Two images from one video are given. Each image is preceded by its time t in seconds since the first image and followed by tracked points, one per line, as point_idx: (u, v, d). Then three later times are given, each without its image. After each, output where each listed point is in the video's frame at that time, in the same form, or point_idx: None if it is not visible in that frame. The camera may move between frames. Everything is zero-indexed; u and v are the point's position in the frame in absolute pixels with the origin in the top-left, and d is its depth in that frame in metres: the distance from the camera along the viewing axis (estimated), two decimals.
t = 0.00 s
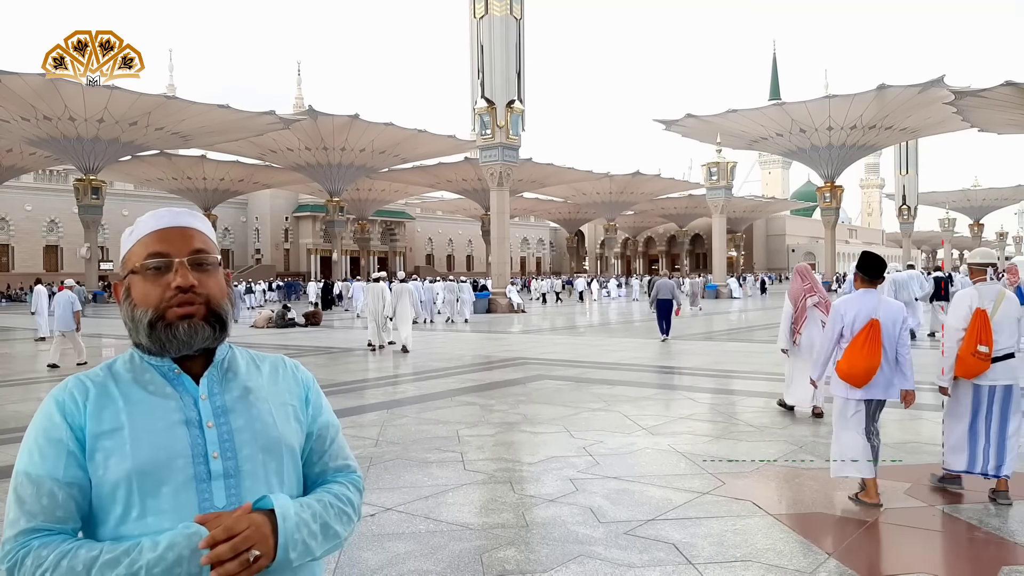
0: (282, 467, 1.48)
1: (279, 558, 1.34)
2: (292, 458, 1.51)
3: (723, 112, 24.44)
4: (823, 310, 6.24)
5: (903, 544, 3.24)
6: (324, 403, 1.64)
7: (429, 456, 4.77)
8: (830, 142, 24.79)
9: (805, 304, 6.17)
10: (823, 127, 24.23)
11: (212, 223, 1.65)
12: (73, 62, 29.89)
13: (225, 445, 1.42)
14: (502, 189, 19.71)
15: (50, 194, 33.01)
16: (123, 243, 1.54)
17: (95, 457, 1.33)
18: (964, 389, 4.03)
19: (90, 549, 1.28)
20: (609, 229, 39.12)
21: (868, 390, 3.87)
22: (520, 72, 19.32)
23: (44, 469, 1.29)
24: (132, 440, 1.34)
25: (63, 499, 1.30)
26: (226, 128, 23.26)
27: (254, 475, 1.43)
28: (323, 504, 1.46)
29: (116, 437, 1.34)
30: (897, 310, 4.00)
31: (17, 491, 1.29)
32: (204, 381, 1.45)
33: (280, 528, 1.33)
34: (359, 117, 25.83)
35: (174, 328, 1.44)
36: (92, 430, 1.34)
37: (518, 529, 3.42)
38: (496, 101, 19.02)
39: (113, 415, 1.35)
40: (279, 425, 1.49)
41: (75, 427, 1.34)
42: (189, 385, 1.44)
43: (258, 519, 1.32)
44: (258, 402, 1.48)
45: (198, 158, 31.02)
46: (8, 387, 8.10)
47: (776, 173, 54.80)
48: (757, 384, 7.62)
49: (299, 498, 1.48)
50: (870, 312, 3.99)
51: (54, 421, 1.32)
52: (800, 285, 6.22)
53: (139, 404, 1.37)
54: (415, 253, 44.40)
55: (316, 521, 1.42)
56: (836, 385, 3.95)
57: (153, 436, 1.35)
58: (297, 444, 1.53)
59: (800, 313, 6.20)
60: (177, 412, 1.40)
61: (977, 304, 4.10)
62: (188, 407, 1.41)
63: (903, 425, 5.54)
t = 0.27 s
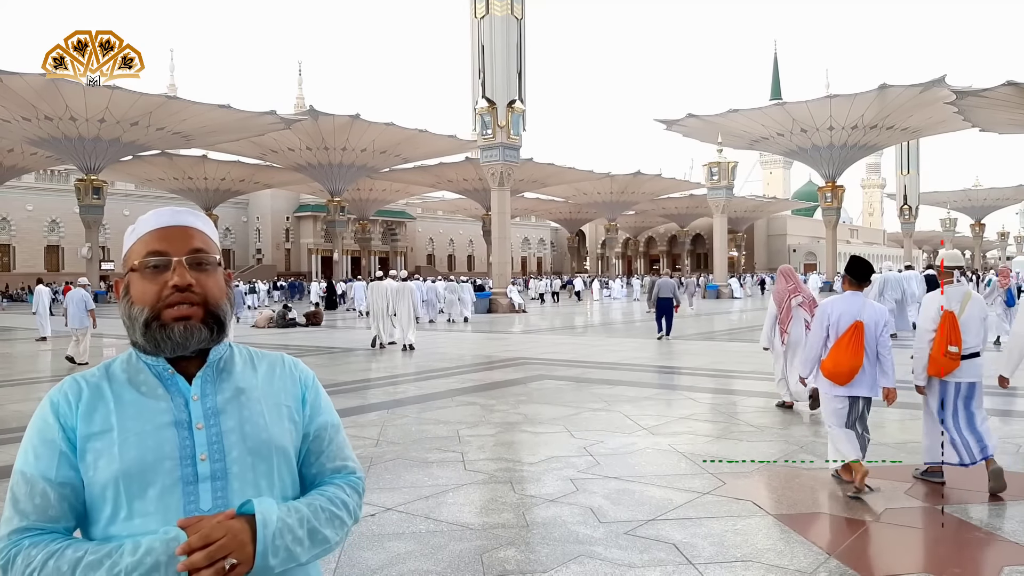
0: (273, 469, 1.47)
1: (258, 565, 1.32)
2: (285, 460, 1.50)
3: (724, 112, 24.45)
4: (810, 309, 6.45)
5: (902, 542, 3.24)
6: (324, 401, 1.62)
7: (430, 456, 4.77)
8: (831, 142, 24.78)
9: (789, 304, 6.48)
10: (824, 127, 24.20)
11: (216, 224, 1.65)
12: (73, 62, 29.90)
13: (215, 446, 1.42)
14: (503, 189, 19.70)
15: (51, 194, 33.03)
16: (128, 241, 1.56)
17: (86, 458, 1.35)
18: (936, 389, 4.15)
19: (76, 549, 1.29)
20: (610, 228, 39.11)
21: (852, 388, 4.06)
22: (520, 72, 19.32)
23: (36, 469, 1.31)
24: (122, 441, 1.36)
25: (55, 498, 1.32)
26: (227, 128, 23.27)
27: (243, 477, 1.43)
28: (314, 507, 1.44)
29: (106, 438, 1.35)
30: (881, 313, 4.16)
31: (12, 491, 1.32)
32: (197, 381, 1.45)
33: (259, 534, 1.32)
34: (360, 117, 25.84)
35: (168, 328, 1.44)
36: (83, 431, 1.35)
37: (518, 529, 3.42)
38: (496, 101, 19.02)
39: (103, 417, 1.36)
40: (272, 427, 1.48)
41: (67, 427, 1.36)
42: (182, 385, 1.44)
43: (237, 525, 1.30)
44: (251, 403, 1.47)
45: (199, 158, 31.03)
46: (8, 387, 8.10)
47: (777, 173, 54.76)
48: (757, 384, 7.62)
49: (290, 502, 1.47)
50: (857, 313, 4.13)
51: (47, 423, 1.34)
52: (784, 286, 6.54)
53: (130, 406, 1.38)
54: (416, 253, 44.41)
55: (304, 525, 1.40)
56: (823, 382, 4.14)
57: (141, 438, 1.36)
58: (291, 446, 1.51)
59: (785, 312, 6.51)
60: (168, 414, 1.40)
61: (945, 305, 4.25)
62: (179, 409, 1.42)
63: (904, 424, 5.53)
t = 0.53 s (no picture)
0: (279, 470, 1.47)
1: (262, 566, 1.33)
2: (293, 461, 1.50)
3: (724, 112, 24.45)
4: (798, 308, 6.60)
5: (905, 543, 3.24)
6: (332, 401, 1.62)
7: (431, 456, 4.78)
8: (831, 142, 24.79)
9: (779, 301, 6.57)
10: (824, 127, 24.19)
11: (218, 222, 1.66)
12: (73, 62, 29.92)
13: (221, 445, 1.42)
14: (504, 189, 19.70)
15: (52, 194, 33.05)
16: (133, 239, 1.57)
17: (95, 455, 1.36)
18: (913, 379, 4.42)
19: (83, 547, 1.30)
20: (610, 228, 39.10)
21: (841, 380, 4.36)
22: (521, 72, 19.32)
23: (46, 466, 1.33)
24: (129, 438, 1.37)
25: (63, 495, 1.33)
26: (227, 128, 23.28)
27: (249, 478, 1.44)
28: (320, 505, 1.45)
29: (114, 436, 1.36)
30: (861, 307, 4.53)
31: (21, 488, 1.32)
32: (205, 380, 1.45)
33: (264, 536, 1.33)
34: (361, 117, 25.84)
35: (173, 327, 1.45)
36: (91, 429, 1.36)
37: (520, 529, 3.42)
38: (497, 101, 19.03)
39: (112, 415, 1.37)
40: (279, 427, 1.48)
41: (76, 425, 1.37)
42: (190, 384, 1.44)
43: (242, 525, 1.31)
44: (257, 403, 1.47)
45: (199, 158, 31.04)
46: (10, 387, 8.10)
47: (777, 173, 54.74)
48: (758, 384, 7.62)
49: (297, 502, 1.47)
50: (843, 309, 4.46)
51: (57, 420, 1.35)
52: (775, 285, 6.63)
53: (138, 404, 1.39)
54: (417, 253, 44.42)
55: (308, 526, 1.40)
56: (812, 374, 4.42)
57: (149, 435, 1.37)
58: (298, 446, 1.52)
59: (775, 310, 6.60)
60: (176, 412, 1.41)
61: (921, 300, 4.52)
62: (187, 408, 1.42)
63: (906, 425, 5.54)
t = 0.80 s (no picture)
0: (284, 470, 1.48)
1: (269, 565, 1.33)
2: (298, 461, 1.51)
3: (725, 112, 24.44)
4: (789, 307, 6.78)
5: (905, 542, 3.24)
6: (335, 402, 1.63)
7: (432, 455, 4.78)
8: (832, 141, 24.78)
9: (770, 301, 6.78)
10: (825, 126, 24.16)
11: (224, 223, 1.65)
12: (73, 62, 29.93)
13: (227, 445, 1.43)
14: (504, 189, 19.70)
15: (53, 194, 33.07)
16: (137, 242, 1.57)
17: (103, 454, 1.37)
18: (893, 378, 4.61)
19: (92, 544, 1.31)
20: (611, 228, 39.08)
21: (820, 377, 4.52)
22: (521, 72, 19.31)
23: (53, 464, 1.33)
24: (137, 437, 1.37)
25: (71, 493, 1.34)
26: (228, 128, 23.30)
27: (255, 477, 1.44)
28: (324, 506, 1.45)
29: (122, 435, 1.37)
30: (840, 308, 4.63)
31: (29, 485, 1.33)
32: (212, 381, 1.46)
33: (274, 536, 1.33)
34: (361, 117, 25.85)
35: (177, 330, 1.44)
36: (99, 428, 1.37)
37: (520, 529, 3.43)
38: (498, 101, 19.03)
39: (120, 413, 1.37)
40: (284, 427, 1.49)
41: (84, 423, 1.37)
42: (197, 384, 1.45)
43: (250, 524, 1.31)
44: (263, 404, 1.48)
45: (200, 158, 31.05)
46: (11, 388, 8.11)
47: (778, 173, 54.71)
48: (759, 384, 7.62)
49: (301, 501, 1.48)
50: (822, 311, 4.56)
51: (65, 419, 1.35)
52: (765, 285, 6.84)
53: (146, 404, 1.39)
54: (417, 253, 44.42)
55: (314, 525, 1.41)
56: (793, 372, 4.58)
57: (156, 434, 1.38)
58: (302, 446, 1.52)
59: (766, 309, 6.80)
60: (184, 412, 1.41)
61: (904, 303, 4.63)
62: (195, 407, 1.43)
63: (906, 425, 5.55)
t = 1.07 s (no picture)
0: (295, 466, 1.48)
1: (284, 557, 1.34)
2: (308, 458, 1.51)
3: (725, 112, 24.42)
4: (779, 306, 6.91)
5: (905, 543, 3.24)
6: (343, 402, 1.64)
7: (431, 455, 4.77)
8: (833, 141, 24.76)
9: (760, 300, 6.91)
10: (825, 126, 24.15)
11: (237, 228, 1.65)
12: (73, 62, 29.93)
13: (242, 442, 1.43)
14: (505, 188, 19.69)
15: (53, 194, 33.08)
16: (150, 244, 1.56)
17: (118, 447, 1.36)
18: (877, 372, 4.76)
19: (109, 536, 1.30)
20: (611, 228, 39.06)
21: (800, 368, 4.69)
22: (522, 72, 19.30)
23: (69, 458, 1.32)
24: (154, 431, 1.37)
25: (88, 486, 1.33)
26: (228, 128, 23.30)
27: (268, 472, 1.44)
28: (334, 503, 1.46)
29: (139, 430, 1.37)
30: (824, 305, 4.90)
31: (45, 477, 1.32)
32: (225, 379, 1.46)
33: (293, 531, 1.34)
34: (362, 117, 25.86)
35: (189, 330, 1.44)
36: (117, 422, 1.36)
37: (520, 529, 3.42)
38: (498, 101, 19.03)
39: (137, 408, 1.37)
40: (296, 424, 1.49)
41: (100, 418, 1.37)
42: (210, 382, 1.45)
43: (266, 514, 1.32)
44: (276, 402, 1.48)
45: (201, 158, 31.05)
46: (11, 387, 8.11)
47: (779, 173, 54.67)
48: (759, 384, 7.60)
49: (312, 497, 1.48)
50: (804, 305, 4.87)
51: (82, 412, 1.35)
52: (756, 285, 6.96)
53: (161, 400, 1.39)
54: (418, 253, 44.40)
55: (325, 520, 1.42)
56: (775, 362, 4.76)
57: (173, 428, 1.37)
58: (312, 443, 1.53)
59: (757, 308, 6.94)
60: (198, 408, 1.41)
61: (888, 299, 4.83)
62: (208, 405, 1.42)
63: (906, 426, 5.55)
